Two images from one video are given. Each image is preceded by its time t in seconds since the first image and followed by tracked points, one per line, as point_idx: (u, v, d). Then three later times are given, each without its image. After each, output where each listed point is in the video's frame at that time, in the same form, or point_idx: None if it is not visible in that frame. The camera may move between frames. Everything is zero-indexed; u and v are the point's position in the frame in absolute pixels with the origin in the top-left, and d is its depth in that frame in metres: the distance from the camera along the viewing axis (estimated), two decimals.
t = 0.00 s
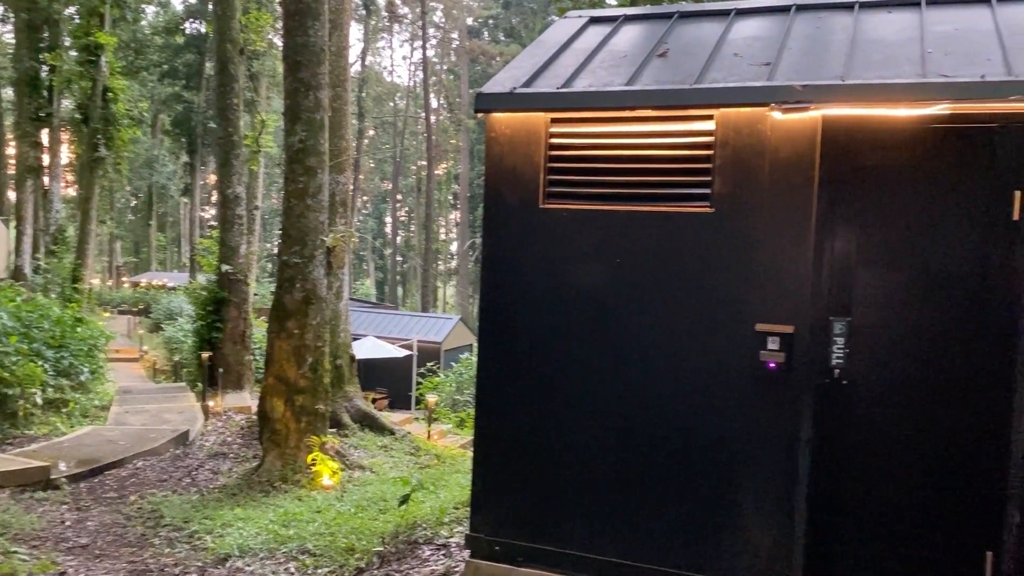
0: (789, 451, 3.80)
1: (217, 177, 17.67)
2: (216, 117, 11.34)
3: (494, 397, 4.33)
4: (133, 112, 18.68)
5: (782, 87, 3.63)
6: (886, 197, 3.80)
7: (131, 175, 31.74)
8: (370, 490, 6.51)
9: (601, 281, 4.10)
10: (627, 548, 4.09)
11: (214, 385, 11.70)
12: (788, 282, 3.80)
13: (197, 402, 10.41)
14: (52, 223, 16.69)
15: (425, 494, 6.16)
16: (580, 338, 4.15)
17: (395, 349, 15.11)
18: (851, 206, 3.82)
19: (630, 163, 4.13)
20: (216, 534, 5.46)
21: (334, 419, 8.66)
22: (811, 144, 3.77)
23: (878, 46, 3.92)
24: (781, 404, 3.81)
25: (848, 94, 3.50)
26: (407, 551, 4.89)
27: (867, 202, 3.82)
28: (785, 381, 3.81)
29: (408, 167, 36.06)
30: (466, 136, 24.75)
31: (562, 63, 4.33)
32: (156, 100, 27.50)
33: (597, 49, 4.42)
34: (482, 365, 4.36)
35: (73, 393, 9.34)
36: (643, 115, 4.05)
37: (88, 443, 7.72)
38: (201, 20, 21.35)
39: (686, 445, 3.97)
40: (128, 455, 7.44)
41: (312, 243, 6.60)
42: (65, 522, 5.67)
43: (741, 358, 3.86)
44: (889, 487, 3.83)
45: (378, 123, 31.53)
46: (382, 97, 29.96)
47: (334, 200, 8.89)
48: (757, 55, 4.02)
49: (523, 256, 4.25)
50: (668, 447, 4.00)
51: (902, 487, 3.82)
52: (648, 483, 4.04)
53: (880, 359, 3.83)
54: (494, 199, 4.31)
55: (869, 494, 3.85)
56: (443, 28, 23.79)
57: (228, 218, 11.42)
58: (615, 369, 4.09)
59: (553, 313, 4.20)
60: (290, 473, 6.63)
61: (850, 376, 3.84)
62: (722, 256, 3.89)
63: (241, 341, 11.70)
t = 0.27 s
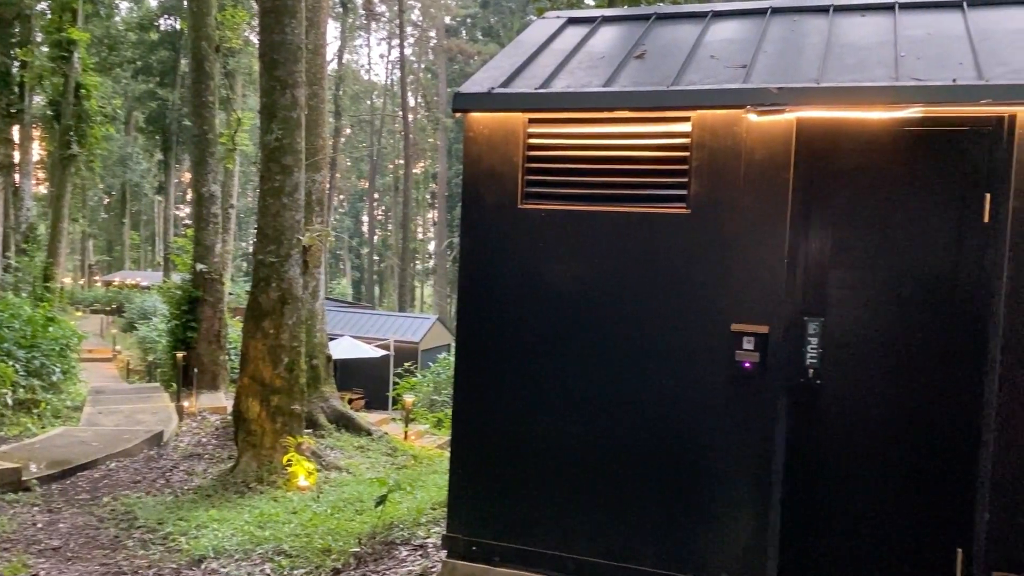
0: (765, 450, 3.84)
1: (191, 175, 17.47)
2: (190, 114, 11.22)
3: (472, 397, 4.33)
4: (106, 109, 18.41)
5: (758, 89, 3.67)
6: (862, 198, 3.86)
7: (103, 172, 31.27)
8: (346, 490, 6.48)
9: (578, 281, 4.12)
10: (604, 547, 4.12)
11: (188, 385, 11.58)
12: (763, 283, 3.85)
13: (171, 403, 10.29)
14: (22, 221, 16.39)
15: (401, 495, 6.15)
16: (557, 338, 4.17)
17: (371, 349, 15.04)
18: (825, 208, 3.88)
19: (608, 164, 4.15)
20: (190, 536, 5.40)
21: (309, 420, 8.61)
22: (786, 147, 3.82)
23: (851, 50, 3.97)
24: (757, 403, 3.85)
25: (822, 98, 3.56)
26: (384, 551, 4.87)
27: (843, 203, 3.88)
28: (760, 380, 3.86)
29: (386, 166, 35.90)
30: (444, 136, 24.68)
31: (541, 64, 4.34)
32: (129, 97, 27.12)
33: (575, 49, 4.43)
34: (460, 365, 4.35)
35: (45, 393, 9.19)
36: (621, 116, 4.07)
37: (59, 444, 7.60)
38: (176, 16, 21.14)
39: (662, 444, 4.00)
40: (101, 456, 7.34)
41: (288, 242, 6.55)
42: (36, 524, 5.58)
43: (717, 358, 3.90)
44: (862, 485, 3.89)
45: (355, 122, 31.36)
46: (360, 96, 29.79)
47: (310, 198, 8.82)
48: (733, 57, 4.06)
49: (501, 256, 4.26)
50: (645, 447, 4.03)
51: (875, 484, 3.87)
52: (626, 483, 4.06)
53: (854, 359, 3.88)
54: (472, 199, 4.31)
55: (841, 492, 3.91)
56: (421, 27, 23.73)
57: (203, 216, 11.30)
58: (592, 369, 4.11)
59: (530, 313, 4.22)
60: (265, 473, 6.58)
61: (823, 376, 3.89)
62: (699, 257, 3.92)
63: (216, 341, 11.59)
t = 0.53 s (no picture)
0: (740, 450, 3.89)
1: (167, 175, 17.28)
2: (167, 112, 11.11)
3: (450, 398, 4.34)
4: (80, 107, 18.16)
5: (735, 93, 3.71)
6: (836, 201, 3.91)
7: (76, 171, 30.83)
8: (323, 492, 6.45)
9: (557, 282, 4.14)
10: (582, 547, 4.14)
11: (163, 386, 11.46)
12: (739, 285, 3.89)
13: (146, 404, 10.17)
14: None
15: (379, 496, 6.13)
16: (536, 339, 4.18)
17: (349, 350, 14.98)
18: (800, 211, 3.93)
19: (586, 166, 4.17)
20: (165, 538, 5.35)
21: (286, 421, 8.55)
22: (762, 150, 3.87)
23: (826, 55, 4.02)
24: (733, 403, 3.89)
25: (797, 102, 3.60)
26: (361, 552, 4.86)
27: (818, 205, 3.92)
28: (736, 381, 3.90)
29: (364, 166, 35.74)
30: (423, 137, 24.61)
31: (520, 66, 4.35)
32: (104, 95, 26.77)
33: (554, 52, 4.45)
34: (439, 366, 4.36)
35: (16, 395, 9.06)
36: (599, 119, 4.09)
37: (31, 445, 7.49)
38: (152, 16, 20.76)
39: (640, 445, 4.03)
40: (74, 458, 7.24)
41: (265, 243, 6.51)
42: (7, 526, 5.50)
43: (694, 358, 3.94)
44: (836, 484, 3.94)
45: (333, 122, 31.19)
46: (339, 96, 29.65)
47: (287, 198, 8.77)
48: (711, 61, 4.10)
49: (480, 257, 4.27)
50: (622, 447, 4.05)
51: (847, 484, 3.93)
52: (603, 483, 4.08)
53: (828, 360, 3.93)
54: (452, 200, 4.31)
55: (815, 491, 3.96)
56: (401, 27, 23.67)
57: (179, 216, 11.19)
58: (571, 370, 4.13)
59: (509, 314, 4.23)
60: (242, 475, 6.53)
61: (798, 377, 3.94)
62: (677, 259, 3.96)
63: (192, 342, 11.48)
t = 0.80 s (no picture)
0: (714, 452, 3.93)
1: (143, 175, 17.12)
2: (142, 112, 11.02)
3: (427, 401, 4.34)
4: (54, 105, 17.95)
5: (708, 99, 3.75)
6: (808, 206, 3.97)
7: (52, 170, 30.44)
8: (299, 495, 6.42)
9: (533, 286, 4.16)
10: (557, 550, 4.16)
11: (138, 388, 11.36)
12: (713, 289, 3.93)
13: (120, 407, 10.07)
14: None
15: (356, 499, 6.12)
16: (512, 342, 4.20)
17: (328, 351, 14.91)
18: (773, 216, 3.98)
19: (562, 170, 4.19)
20: (139, 542, 5.31)
21: (263, 424, 8.50)
22: (735, 155, 3.92)
23: (799, 62, 4.08)
24: (707, 406, 3.93)
25: (770, 109, 3.65)
26: (338, 555, 4.85)
27: (790, 211, 3.98)
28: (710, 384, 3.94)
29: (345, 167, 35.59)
30: (402, 138, 24.53)
31: (497, 70, 4.36)
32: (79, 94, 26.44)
33: (531, 56, 4.47)
34: (415, 369, 4.36)
35: None
36: (575, 123, 4.12)
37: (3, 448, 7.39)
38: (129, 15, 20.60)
39: (615, 447, 4.06)
40: (47, 461, 7.16)
41: (242, 244, 6.48)
42: None
43: (668, 362, 3.98)
44: (808, 486, 3.99)
45: (313, 123, 31.05)
46: (319, 96, 29.52)
47: (265, 199, 8.72)
48: (685, 67, 4.13)
49: (457, 260, 4.28)
50: (597, 450, 4.08)
51: (819, 486, 3.98)
52: (578, 485, 4.11)
53: (799, 363, 3.99)
54: (428, 203, 4.32)
55: (787, 493, 4.01)
56: (380, 28, 23.60)
57: (155, 217, 11.10)
58: (546, 373, 4.15)
59: (485, 317, 4.24)
60: (217, 478, 6.48)
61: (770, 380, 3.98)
62: (651, 263, 4.00)
63: (168, 343, 11.38)
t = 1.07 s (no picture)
0: (684, 455, 3.97)
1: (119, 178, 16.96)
2: (118, 114, 10.94)
3: (400, 405, 4.36)
4: (28, 106, 17.73)
5: (678, 107, 3.80)
6: (776, 213, 4.02)
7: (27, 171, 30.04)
8: (274, 499, 6.41)
9: (506, 291, 4.19)
10: (529, 553, 4.18)
11: (112, 392, 11.29)
12: (682, 294, 3.97)
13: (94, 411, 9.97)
14: None
15: (330, 503, 6.12)
16: (485, 346, 4.23)
17: (306, 355, 14.85)
18: (742, 222, 4.04)
19: (535, 176, 4.22)
20: (111, 547, 5.27)
21: (239, 427, 8.46)
22: (705, 163, 3.96)
23: (769, 70, 4.13)
24: (677, 410, 3.98)
25: (738, 117, 3.70)
26: (311, 560, 4.84)
27: (759, 217, 4.03)
28: (680, 389, 3.98)
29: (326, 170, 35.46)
30: (382, 141, 24.46)
31: (471, 76, 4.39)
32: (55, 94, 26.06)
33: (505, 63, 4.49)
34: (388, 373, 4.37)
35: None
36: (547, 129, 4.15)
37: None
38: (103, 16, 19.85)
39: (586, 451, 4.09)
40: (18, 466, 7.08)
41: (217, 247, 6.46)
42: None
43: (639, 366, 4.02)
44: (776, 489, 4.05)
45: (294, 125, 30.90)
46: (300, 98, 29.39)
47: (240, 203, 8.70)
48: (657, 75, 4.18)
49: (430, 265, 4.31)
50: (569, 454, 4.11)
51: (787, 488, 4.04)
52: (550, 488, 4.14)
53: (768, 367, 4.04)
54: (402, 208, 4.34)
55: (756, 496, 4.06)
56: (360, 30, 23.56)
57: (130, 219, 11.02)
58: (519, 377, 4.18)
59: (458, 321, 4.27)
60: (191, 482, 6.45)
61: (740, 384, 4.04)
62: (622, 268, 4.04)
63: (142, 347, 11.30)
